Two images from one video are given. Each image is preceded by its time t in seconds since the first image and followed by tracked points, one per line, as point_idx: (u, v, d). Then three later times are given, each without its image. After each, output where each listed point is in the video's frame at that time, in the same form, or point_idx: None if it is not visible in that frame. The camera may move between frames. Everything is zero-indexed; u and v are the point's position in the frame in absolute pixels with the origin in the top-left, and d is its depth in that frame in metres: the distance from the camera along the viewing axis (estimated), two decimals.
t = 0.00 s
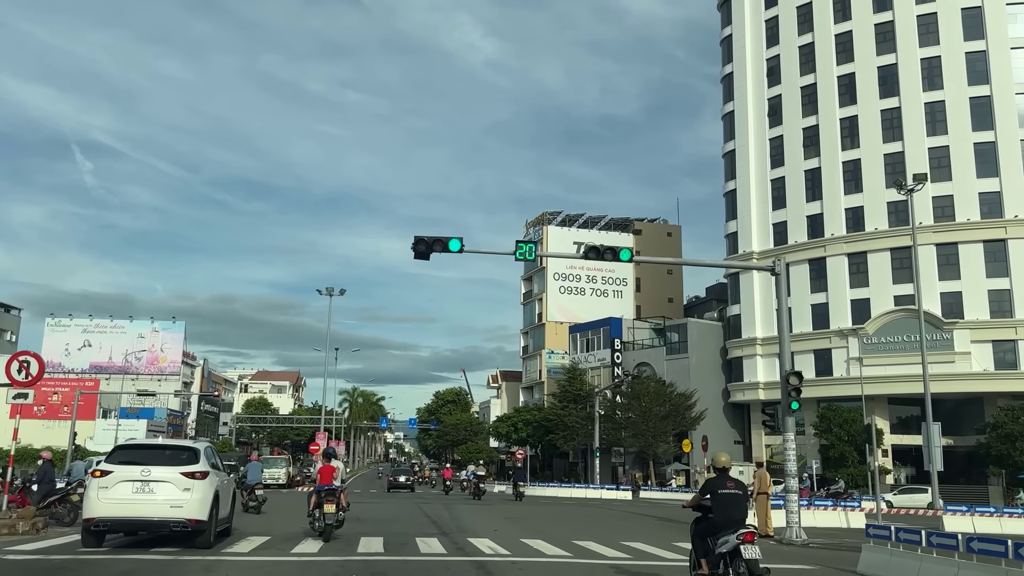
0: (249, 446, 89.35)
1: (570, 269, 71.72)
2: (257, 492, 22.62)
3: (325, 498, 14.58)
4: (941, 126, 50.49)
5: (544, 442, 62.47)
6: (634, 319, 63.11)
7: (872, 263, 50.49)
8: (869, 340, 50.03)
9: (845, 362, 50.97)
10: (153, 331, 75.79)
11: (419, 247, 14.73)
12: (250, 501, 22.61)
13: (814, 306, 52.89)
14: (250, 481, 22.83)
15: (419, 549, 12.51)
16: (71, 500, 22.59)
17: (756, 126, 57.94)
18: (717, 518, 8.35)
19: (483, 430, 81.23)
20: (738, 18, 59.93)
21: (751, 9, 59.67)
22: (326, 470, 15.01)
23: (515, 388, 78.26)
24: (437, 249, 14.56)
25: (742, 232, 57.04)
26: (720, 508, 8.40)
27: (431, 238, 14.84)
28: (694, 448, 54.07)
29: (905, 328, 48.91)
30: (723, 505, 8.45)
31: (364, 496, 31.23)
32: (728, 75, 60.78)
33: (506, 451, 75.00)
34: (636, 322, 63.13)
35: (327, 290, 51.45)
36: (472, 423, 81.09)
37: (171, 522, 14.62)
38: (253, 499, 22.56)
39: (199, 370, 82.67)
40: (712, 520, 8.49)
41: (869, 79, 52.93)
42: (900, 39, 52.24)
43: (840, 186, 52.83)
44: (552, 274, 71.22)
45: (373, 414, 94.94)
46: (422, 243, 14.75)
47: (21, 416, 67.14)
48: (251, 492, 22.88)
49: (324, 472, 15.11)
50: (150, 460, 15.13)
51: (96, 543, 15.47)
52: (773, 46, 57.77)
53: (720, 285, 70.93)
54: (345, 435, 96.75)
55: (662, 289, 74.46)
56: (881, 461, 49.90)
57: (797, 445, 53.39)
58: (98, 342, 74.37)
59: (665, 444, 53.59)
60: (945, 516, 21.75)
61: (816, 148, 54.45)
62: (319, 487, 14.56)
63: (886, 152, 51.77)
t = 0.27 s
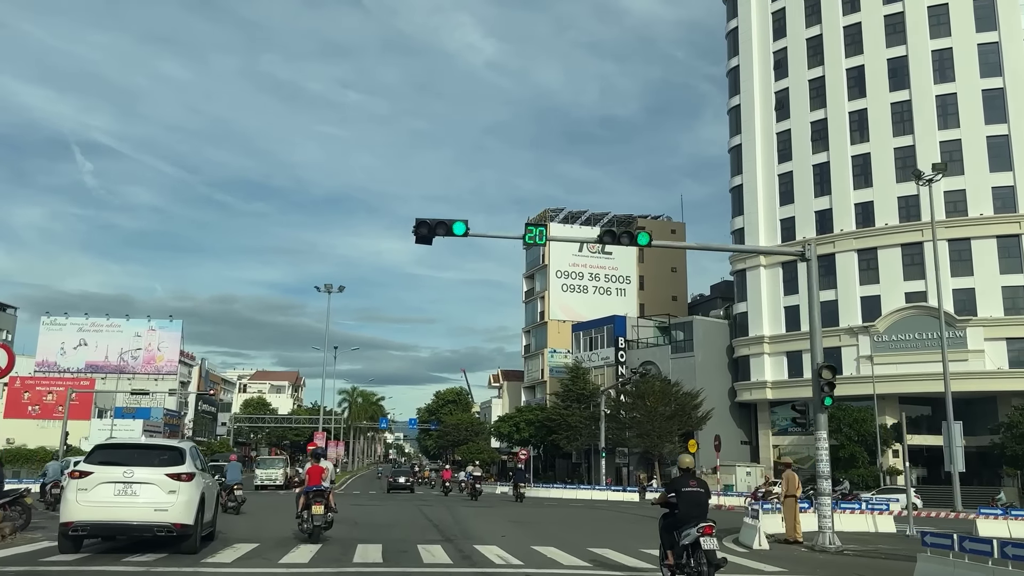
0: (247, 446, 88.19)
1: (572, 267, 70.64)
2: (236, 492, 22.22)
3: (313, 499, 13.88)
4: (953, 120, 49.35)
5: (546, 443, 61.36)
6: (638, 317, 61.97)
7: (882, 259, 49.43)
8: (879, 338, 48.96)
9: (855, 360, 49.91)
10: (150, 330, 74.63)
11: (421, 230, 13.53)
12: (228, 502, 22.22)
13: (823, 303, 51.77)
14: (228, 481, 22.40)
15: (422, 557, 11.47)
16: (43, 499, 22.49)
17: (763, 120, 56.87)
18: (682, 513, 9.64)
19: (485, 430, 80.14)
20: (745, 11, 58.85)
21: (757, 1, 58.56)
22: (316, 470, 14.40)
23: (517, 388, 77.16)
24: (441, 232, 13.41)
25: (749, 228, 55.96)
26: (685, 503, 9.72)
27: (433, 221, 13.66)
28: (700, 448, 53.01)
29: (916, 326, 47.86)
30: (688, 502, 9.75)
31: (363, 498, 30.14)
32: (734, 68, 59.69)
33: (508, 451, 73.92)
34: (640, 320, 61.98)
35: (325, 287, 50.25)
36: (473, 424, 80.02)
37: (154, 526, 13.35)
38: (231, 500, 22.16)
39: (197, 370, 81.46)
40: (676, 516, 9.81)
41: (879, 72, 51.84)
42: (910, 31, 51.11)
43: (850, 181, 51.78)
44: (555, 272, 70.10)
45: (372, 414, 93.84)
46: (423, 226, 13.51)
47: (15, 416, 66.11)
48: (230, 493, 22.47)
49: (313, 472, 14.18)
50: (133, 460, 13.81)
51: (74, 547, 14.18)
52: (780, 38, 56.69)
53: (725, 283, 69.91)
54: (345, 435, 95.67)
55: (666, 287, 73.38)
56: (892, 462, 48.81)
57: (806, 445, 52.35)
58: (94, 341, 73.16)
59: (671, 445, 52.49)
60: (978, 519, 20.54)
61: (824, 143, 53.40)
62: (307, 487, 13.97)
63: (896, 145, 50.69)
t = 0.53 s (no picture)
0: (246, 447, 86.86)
1: (576, 264, 69.43)
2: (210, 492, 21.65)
3: (300, 502, 14.29)
4: (967, 111, 48.08)
5: (550, 443, 60.10)
6: (643, 315, 60.68)
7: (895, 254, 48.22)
8: (892, 335, 47.75)
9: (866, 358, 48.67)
10: (146, 328, 73.36)
11: (422, 207, 12.26)
12: (201, 502, 21.65)
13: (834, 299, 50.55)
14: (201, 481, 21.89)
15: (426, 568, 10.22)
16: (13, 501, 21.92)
17: (772, 112, 55.67)
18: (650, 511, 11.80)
19: (486, 430, 78.91)
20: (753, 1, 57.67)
21: None
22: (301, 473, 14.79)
23: (519, 387, 75.89)
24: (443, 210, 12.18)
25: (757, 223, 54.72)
26: (654, 500, 11.88)
27: (437, 197, 12.44)
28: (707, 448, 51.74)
29: (930, 322, 46.67)
30: (653, 501, 11.90)
31: (363, 499, 28.88)
32: (742, 60, 58.47)
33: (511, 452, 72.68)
34: (645, 318, 60.68)
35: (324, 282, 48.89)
36: (475, 423, 78.77)
37: (131, 532, 12.07)
38: (204, 500, 21.61)
39: (195, 369, 80.10)
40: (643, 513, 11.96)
41: (891, 62, 50.62)
42: (923, 20, 49.86)
43: (861, 174, 50.57)
44: (558, 269, 68.89)
45: (372, 414, 92.60)
46: (427, 202, 12.24)
47: (8, 415, 65.02)
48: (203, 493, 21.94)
49: (298, 475, 14.57)
50: (108, 459, 12.53)
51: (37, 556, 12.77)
52: (789, 29, 55.49)
53: (732, 280, 68.67)
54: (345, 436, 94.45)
55: (671, 284, 72.06)
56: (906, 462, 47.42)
57: (816, 445, 51.17)
58: (89, 339, 71.94)
59: (678, 444, 51.23)
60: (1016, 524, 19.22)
61: (835, 135, 52.19)
62: (293, 488, 14.36)
63: (909, 138, 49.46)
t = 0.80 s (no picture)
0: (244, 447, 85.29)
1: (580, 260, 67.97)
2: (178, 492, 21.84)
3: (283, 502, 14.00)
4: (985, 100, 46.49)
5: (554, 443, 58.56)
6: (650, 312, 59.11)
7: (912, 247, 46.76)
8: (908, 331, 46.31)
9: (882, 355, 47.16)
10: (142, 326, 71.91)
11: (426, 175, 10.81)
12: (170, 502, 21.85)
13: (848, 294, 49.09)
14: (170, 481, 22.15)
15: None
16: None
17: (782, 104, 54.20)
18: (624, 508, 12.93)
19: (489, 430, 77.48)
20: None
21: None
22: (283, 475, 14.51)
23: (523, 386, 74.36)
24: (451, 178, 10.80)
25: (768, 217, 53.24)
26: (624, 498, 13.06)
27: (443, 162, 10.98)
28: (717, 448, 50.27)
29: (947, 318, 45.26)
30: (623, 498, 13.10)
31: (361, 502, 27.36)
32: (751, 50, 57.04)
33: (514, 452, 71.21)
34: (652, 315, 59.11)
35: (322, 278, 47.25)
36: (478, 423, 77.23)
37: (98, 540, 10.40)
38: (173, 500, 21.83)
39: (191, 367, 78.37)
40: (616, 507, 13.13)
41: (905, 51, 49.11)
42: (939, 7, 48.31)
43: (875, 166, 49.08)
44: (562, 265, 67.43)
45: (373, 414, 91.20)
46: (432, 167, 10.77)
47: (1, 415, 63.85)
48: (172, 493, 22.12)
49: (280, 476, 14.33)
50: (72, 456, 10.76)
51: None
52: (800, 18, 54.03)
53: (740, 277, 67.25)
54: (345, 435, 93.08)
55: (676, 281, 70.57)
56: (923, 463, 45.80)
57: (829, 444, 49.74)
58: (84, 337, 70.57)
59: (687, 444, 49.77)
60: None
61: (847, 126, 50.71)
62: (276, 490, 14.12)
63: (925, 128, 47.94)
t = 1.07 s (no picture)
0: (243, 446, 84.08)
1: (584, 257, 66.85)
2: (152, 490, 21.04)
3: (268, 501, 13.36)
4: (1000, 92, 45.33)
5: (559, 442, 57.36)
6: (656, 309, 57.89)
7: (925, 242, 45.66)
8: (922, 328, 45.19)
9: (895, 352, 46.11)
10: (139, 324, 70.75)
11: (430, 143, 9.78)
12: (142, 502, 20.98)
13: (859, 290, 47.99)
14: (142, 480, 21.34)
15: None
16: None
17: (791, 96, 53.07)
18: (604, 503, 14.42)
19: (491, 430, 76.38)
20: None
21: None
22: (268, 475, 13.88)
23: (525, 385, 73.26)
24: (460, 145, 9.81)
25: (777, 211, 52.12)
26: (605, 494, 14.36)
27: (450, 126, 9.95)
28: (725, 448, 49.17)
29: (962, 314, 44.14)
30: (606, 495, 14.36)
31: (361, 503, 26.19)
32: (759, 41, 55.89)
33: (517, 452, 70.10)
34: (658, 312, 57.91)
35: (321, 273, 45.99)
36: (480, 422, 76.08)
37: (64, 547, 9.29)
38: (146, 499, 20.99)
39: (190, 366, 77.11)
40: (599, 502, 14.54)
41: (918, 41, 47.97)
42: None
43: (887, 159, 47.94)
44: (566, 262, 66.32)
45: (373, 414, 90.06)
46: (437, 132, 9.75)
47: None
48: (144, 492, 21.23)
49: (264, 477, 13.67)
50: (35, 454, 9.62)
51: None
52: (810, 8, 52.91)
53: (746, 274, 66.16)
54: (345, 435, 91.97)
55: (682, 278, 69.43)
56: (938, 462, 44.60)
57: (840, 444, 48.71)
58: (81, 335, 69.43)
59: (695, 443, 48.66)
60: None
61: (858, 119, 49.58)
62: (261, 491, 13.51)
63: (938, 120, 46.81)
